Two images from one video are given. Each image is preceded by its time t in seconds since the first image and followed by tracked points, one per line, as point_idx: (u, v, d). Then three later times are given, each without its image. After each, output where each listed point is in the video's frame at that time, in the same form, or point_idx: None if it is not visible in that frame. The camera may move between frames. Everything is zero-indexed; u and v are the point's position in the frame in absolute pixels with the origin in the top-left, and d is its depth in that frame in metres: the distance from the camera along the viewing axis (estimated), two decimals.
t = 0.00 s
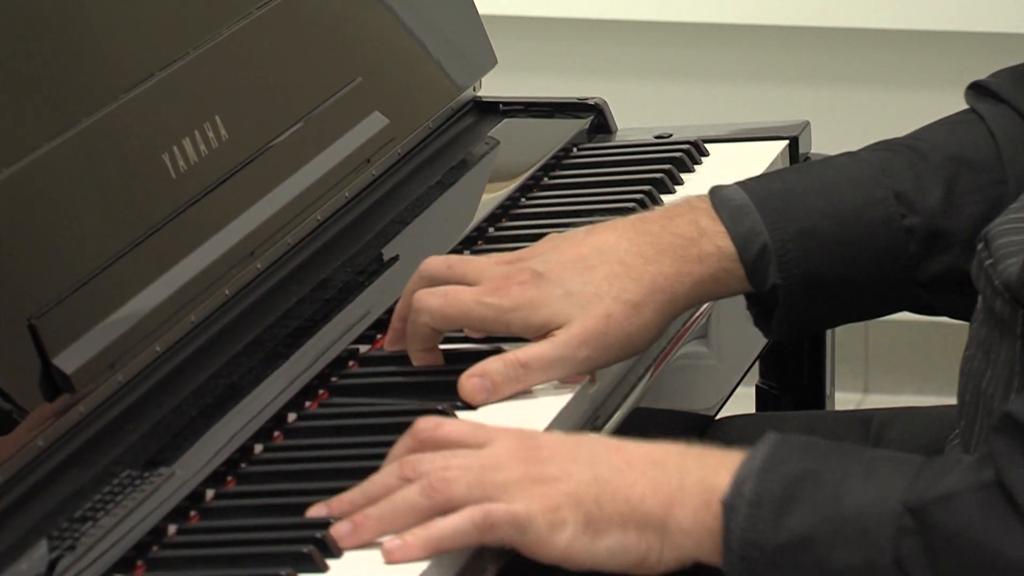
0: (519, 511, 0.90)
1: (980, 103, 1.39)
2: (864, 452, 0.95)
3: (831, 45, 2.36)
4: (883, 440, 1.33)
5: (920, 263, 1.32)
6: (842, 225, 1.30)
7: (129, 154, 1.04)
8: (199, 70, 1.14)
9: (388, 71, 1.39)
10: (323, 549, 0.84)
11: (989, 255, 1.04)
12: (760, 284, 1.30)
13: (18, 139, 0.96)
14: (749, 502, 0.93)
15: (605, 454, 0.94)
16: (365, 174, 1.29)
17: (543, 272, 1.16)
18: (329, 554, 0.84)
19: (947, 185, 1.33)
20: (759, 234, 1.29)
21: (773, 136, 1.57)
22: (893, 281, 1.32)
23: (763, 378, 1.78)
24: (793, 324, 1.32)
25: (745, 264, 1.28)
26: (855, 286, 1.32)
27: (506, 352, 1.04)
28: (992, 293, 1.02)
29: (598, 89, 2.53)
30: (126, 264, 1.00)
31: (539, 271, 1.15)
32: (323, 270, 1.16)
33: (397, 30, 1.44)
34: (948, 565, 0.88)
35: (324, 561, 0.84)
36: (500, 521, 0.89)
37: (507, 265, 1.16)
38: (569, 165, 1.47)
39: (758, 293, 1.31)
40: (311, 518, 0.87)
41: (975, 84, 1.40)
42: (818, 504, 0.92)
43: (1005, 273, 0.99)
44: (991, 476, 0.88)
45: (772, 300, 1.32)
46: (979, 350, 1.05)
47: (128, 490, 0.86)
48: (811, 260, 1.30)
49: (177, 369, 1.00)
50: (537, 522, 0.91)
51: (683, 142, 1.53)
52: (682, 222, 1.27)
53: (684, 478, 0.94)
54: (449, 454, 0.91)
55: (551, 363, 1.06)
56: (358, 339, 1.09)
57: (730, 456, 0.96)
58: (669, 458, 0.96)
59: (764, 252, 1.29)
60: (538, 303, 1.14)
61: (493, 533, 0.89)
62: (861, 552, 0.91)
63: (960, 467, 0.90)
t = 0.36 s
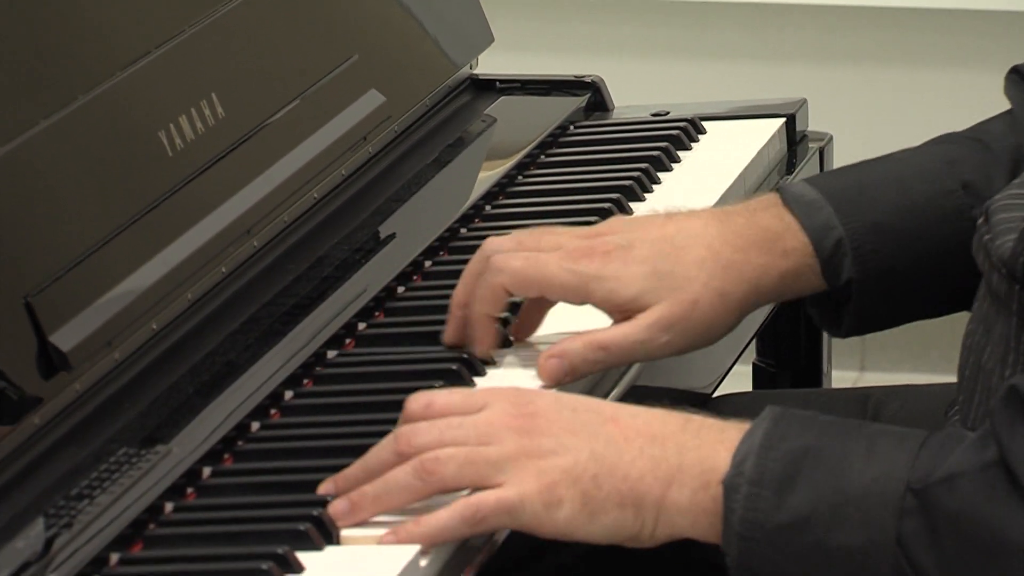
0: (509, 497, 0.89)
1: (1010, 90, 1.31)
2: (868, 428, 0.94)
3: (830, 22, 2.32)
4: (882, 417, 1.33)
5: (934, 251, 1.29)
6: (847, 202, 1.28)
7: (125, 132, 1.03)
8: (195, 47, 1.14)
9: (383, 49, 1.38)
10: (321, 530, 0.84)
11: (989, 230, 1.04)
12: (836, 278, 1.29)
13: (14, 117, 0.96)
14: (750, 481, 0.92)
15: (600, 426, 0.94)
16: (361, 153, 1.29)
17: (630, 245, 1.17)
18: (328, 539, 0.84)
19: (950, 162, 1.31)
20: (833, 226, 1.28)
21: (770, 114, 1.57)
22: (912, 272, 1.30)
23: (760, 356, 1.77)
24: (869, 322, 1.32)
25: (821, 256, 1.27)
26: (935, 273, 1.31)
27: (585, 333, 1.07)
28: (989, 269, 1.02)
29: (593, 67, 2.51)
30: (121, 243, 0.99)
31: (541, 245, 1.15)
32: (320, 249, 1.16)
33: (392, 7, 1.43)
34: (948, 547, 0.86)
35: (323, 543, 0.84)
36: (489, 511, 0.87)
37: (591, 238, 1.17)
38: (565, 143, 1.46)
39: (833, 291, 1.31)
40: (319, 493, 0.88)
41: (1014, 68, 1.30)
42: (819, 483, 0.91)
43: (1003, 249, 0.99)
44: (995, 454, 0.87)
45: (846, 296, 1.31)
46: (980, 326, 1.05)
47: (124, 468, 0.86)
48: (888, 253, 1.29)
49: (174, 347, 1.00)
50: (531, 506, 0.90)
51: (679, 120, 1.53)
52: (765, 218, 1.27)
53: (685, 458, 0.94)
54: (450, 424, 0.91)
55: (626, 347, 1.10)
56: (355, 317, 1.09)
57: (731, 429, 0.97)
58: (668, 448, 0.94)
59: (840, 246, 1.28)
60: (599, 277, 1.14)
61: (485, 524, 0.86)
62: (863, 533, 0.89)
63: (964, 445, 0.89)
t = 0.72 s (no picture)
0: (512, 484, 0.88)
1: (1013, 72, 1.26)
2: (862, 403, 0.93)
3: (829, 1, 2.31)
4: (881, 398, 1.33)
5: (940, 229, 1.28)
6: (850, 181, 1.27)
7: (122, 111, 1.03)
8: (192, 27, 1.13)
9: (382, 28, 1.38)
10: (320, 512, 0.84)
11: (988, 207, 1.03)
12: (852, 245, 1.28)
13: (10, 96, 0.95)
14: (741, 458, 0.92)
15: (595, 410, 0.93)
16: (359, 133, 1.28)
17: (647, 214, 1.18)
18: (327, 521, 0.84)
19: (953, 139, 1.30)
20: (846, 194, 1.27)
21: (771, 94, 1.56)
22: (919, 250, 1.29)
23: (760, 337, 1.77)
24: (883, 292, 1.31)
25: (837, 225, 1.27)
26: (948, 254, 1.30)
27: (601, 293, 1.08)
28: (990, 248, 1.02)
29: (593, 49, 2.50)
30: (119, 223, 0.99)
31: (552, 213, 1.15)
32: (318, 230, 1.15)
33: None
34: (936, 526, 0.86)
35: (322, 525, 0.83)
36: (495, 497, 0.87)
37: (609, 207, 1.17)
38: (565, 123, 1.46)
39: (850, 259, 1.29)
40: (309, 476, 0.87)
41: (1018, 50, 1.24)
42: (810, 460, 0.91)
43: (1001, 225, 0.99)
44: (982, 434, 0.87)
45: (863, 266, 1.30)
46: (980, 303, 1.04)
47: (121, 450, 0.86)
48: (902, 221, 1.27)
49: (171, 329, 1.00)
50: (532, 496, 0.89)
51: (679, 100, 1.52)
52: (784, 185, 1.27)
53: (682, 435, 0.93)
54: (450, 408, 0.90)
55: (642, 305, 1.10)
56: (354, 298, 1.09)
57: (724, 410, 0.96)
58: (662, 433, 0.93)
59: (856, 213, 1.27)
60: (610, 247, 1.13)
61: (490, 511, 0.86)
62: (853, 513, 0.89)
63: (954, 424, 0.88)
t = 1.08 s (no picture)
0: (517, 476, 0.90)
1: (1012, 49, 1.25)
2: (874, 389, 0.93)
3: None
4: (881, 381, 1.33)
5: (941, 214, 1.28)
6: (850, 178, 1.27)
7: (121, 92, 1.02)
8: (191, 7, 1.13)
9: (380, 9, 1.37)
10: (318, 496, 0.83)
11: (984, 188, 1.04)
12: (853, 249, 1.28)
13: (8, 77, 0.95)
14: (755, 451, 0.92)
15: (599, 403, 0.93)
16: (358, 114, 1.28)
17: (650, 229, 1.15)
18: (325, 506, 0.83)
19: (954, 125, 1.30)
20: (849, 195, 1.27)
21: (771, 75, 1.55)
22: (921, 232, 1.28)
23: (761, 319, 1.76)
24: (888, 290, 1.31)
25: (840, 229, 1.26)
26: (948, 243, 1.29)
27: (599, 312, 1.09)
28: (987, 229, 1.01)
29: (591, 31, 2.49)
30: (117, 205, 0.99)
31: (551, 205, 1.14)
32: (317, 212, 1.15)
33: None
34: (954, 522, 0.87)
35: (320, 509, 0.83)
36: (496, 485, 0.88)
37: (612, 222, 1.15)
38: (564, 105, 1.45)
39: (853, 261, 1.29)
40: (313, 458, 0.87)
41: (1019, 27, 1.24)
42: (823, 453, 0.91)
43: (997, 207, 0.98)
44: (998, 428, 0.87)
45: (865, 268, 1.29)
46: (978, 286, 1.04)
47: (119, 433, 0.86)
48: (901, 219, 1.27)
49: (170, 311, 0.99)
50: (533, 490, 0.91)
51: (679, 82, 1.51)
52: (785, 191, 1.26)
53: (687, 429, 0.94)
54: (450, 403, 0.91)
55: (643, 324, 1.11)
56: (354, 279, 1.09)
57: (732, 403, 0.95)
58: (670, 431, 0.93)
59: (857, 215, 1.27)
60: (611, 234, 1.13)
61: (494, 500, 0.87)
62: (868, 506, 0.90)
63: (970, 416, 0.89)
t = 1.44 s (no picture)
0: (518, 468, 0.89)
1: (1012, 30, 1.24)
2: (869, 391, 0.93)
3: None
4: (883, 367, 1.32)
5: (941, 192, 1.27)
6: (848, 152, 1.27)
7: (119, 76, 1.02)
8: None
9: None
10: (318, 479, 0.83)
11: (986, 172, 1.03)
12: (852, 215, 1.27)
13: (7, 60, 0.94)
14: (755, 453, 0.90)
15: (605, 402, 0.93)
16: (357, 98, 1.27)
17: (648, 192, 1.16)
18: (324, 491, 0.83)
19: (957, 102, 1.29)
20: (846, 161, 1.26)
21: (771, 58, 1.54)
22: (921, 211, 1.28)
23: (761, 305, 1.76)
24: (886, 258, 1.30)
25: (836, 196, 1.26)
26: (948, 217, 1.29)
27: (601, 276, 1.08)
28: (990, 213, 1.01)
29: (591, 15, 2.48)
30: (115, 189, 0.98)
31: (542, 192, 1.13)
32: (316, 197, 1.15)
33: None
34: (959, 512, 0.86)
35: (319, 493, 0.83)
36: (498, 473, 0.87)
37: (609, 187, 1.16)
38: (564, 88, 1.45)
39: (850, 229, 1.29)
40: (310, 443, 0.87)
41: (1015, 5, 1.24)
42: (824, 453, 0.90)
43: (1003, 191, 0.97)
44: (997, 418, 0.86)
45: (863, 235, 1.29)
46: (979, 272, 1.04)
47: (117, 418, 0.86)
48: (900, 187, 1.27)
49: (168, 295, 0.99)
50: (534, 483, 0.90)
51: (679, 65, 1.51)
52: (781, 156, 1.26)
53: (688, 427, 0.93)
54: (458, 394, 0.90)
55: (636, 285, 1.11)
56: (355, 262, 1.09)
57: (733, 406, 0.95)
58: (669, 428, 0.93)
59: (856, 181, 1.26)
60: (618, 226, 1.13)
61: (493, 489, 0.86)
62: (871, 503, 0.88)
63: (967, 408, 0.88)
